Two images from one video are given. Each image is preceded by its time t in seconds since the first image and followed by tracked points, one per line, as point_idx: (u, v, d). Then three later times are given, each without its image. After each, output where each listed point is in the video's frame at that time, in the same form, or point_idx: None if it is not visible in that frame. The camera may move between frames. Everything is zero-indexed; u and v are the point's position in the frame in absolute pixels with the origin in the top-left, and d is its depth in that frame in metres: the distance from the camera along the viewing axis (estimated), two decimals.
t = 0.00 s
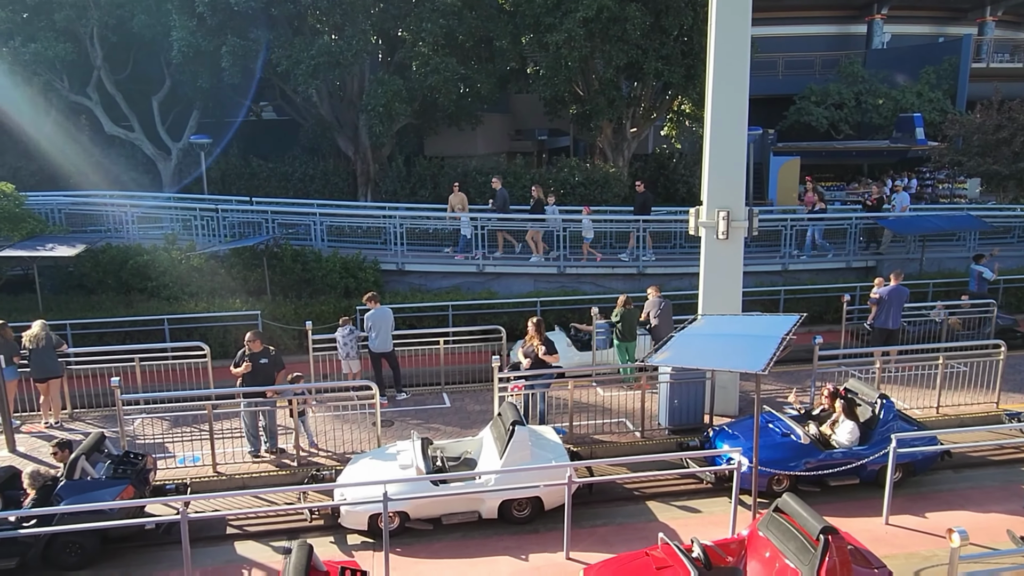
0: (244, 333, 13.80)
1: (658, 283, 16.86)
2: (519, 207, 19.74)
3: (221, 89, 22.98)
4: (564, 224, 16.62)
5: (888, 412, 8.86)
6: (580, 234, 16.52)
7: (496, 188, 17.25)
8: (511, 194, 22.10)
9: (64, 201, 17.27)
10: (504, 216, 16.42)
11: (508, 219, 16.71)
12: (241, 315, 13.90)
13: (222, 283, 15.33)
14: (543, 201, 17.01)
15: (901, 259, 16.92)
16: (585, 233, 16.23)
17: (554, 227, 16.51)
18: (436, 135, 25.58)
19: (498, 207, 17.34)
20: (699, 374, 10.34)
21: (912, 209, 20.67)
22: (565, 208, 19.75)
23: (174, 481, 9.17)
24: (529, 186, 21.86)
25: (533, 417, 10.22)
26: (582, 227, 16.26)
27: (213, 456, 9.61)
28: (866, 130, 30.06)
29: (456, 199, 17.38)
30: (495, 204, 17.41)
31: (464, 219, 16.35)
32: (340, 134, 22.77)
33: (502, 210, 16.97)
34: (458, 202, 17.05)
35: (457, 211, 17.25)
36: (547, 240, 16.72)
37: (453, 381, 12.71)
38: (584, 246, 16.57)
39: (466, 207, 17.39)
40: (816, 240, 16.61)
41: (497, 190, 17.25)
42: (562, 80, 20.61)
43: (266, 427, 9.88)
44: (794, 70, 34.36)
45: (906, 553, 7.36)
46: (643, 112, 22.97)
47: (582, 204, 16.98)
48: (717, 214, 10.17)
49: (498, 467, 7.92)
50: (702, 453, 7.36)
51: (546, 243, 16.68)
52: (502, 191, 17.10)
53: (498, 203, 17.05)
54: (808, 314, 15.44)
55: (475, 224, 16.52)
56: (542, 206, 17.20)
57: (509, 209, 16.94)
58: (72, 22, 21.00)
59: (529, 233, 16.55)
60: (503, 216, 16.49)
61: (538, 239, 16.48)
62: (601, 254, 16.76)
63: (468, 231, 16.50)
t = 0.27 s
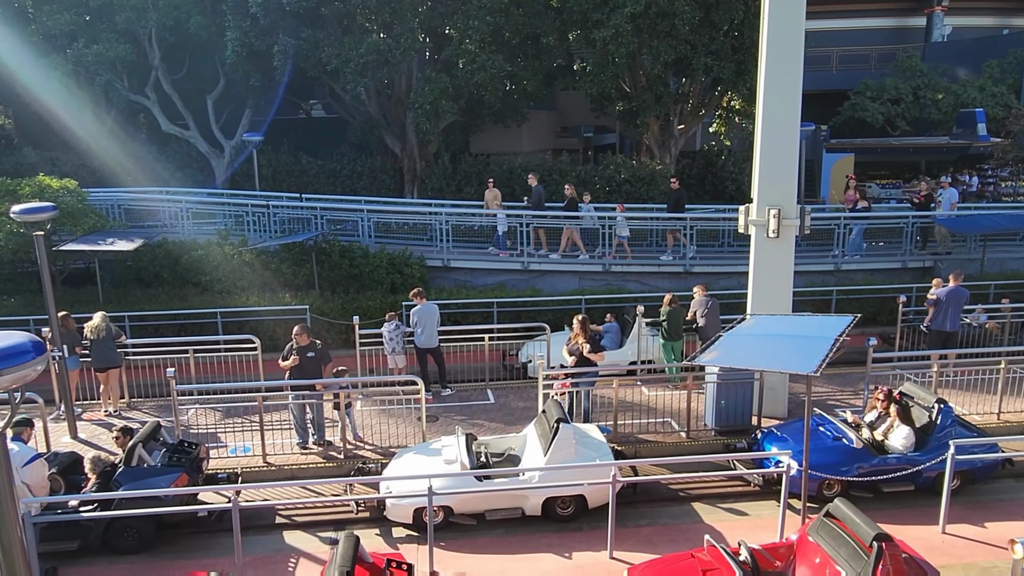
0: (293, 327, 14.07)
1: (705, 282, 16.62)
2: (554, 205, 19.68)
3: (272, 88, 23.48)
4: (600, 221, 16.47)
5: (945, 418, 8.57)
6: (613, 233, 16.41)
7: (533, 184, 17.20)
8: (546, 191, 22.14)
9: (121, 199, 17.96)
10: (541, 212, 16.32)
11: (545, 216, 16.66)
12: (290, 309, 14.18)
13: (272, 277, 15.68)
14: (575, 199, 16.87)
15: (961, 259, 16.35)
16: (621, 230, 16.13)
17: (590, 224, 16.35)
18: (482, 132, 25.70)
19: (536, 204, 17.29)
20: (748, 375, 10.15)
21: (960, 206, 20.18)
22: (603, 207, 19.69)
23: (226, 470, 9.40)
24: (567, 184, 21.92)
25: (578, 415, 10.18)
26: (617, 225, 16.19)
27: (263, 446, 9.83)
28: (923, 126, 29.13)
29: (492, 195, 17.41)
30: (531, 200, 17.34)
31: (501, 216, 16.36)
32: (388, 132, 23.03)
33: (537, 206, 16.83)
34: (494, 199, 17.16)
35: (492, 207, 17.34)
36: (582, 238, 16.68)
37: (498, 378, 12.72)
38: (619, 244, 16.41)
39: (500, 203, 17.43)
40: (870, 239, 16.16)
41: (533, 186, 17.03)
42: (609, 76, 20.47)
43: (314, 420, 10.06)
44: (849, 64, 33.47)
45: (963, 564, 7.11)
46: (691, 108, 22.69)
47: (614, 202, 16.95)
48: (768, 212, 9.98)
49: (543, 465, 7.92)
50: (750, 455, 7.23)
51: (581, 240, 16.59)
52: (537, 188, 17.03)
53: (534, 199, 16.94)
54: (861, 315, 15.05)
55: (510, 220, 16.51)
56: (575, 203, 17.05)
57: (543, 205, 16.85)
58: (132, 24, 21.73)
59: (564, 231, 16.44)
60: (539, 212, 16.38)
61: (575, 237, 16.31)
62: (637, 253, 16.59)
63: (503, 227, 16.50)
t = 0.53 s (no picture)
0: (339, 317, 14.30)
1: (751, 279, 16.34)
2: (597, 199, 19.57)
3: (321, 81, 23.83)
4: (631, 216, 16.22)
5: (1003, 425, 8.27)
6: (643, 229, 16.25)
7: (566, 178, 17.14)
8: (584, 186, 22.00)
9: (176, 186, 18.11)
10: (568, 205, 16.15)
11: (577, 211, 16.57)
12: (335, 299, 14.41)
13: (318, 267, 15.96)
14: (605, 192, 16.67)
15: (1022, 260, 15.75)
16: (651, 226, 15.99)
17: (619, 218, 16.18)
18: (527, 126, 25.71)
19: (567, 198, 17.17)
20: (795, 375, 9.93)
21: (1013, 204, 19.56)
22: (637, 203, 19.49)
23: (272, 456, 9.60)
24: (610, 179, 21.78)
25: (619, 411, 10.11)
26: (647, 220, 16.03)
27: (308, 433, 10.01)
28: (985, 122, 28.08)
29: (525, 188, 17.47)
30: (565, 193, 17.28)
31: (533, 210, 16.40)
32: (433, 125, 23.18)
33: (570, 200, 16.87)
34: (529, 193, 17.32)
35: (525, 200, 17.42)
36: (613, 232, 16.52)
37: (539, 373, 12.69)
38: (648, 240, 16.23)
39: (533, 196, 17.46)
40: (926, 238, 15.68)
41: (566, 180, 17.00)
42: (657, 70, 20.24)
43: (357, 408, 10.19)
44: (906, 57, 32.45)
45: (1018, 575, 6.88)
46: (740, 103, 22.32)
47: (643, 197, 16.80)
48: (819, 209, 9.75)
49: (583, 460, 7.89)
50: (796, 456, 7.08)
51: (609, 235, 16.36)
52: (570, 182, 16.88)
53: (566, 194, 16.93)
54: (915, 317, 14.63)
55: (543, 214, 16.45)
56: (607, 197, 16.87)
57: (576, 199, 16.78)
58: (187, 18, 22.28)
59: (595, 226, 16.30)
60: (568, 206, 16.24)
61: (604, 231, 16.19)
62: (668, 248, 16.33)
63: (537, 220, 16.42)
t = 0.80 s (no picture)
0: (377, 309, 14.46)
1: (793, 279, 16.05)
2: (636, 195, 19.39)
3: (363, 76, 24.07)
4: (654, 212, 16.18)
5: None
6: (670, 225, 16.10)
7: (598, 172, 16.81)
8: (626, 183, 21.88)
9: (221, 178, 18.37)
10: (592, 203, 16.19)
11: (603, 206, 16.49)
12: (374, 292, 14.57)
13: (358, 260, 16.18)
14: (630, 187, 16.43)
15: None
16: (677, 222, 15.79)
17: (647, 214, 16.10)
18: (567, 121, 25.64)
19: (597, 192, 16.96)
20: (838, 377, 9.74)
21: None
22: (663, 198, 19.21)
23: (311, 445, 9.74)
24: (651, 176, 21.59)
25: (656, 410, 10.03)
26: (675, 217, 15.85)
27: (346, 424, 10.15)
28: None
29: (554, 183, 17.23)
30: (595, 187, 17.06)
31: (564, 206, 16.36)
32: (473, 120, 23.23)
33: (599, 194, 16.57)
34: (558, 187, 16.96)
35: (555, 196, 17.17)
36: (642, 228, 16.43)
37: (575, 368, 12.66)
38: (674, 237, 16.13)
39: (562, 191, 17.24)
40: (977, 239, 15.22)
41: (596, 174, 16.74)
42: (700, 65, 19.99)
43: (394, 400, 10.30)
44: (959, 53, 31.51)
45: None
46: (785, 99, 21.94)
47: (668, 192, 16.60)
48: (867, 208, 9.52)
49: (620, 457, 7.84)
50: (839, 459, 6.92)
51: (639, 232, 16.35)
52: (600, 175, 16.57)
53: (596, 187, 16.61)
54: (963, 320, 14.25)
55: (572, 210, 16.43)
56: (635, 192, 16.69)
57: (606, 194, 16.36)
58: (234, 13, 22.72)
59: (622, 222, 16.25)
60: (596, 202, 16.23)
61: (634, 228, 16.13)
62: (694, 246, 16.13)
63: (565, 216, 16.50)
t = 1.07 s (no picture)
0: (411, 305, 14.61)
1: (832, 279, 15.76)
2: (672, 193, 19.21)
3: (400, 73, 24.27)
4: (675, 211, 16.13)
5: None
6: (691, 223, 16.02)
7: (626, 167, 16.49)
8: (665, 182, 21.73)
9: (261, 173, 18.65)
10: (627, 199, 16.09)
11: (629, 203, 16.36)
12: (409, 287, 14.70)
13: (393, 255, 16.34)
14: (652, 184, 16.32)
15: None
16: (698, 220, 15.73)
17: (667, 211, 16.05)
18: (603, 118, 25.52)
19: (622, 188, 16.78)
20: (878, 381, 9.54)
21: None
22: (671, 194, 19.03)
23: (345, 437, 9.86)
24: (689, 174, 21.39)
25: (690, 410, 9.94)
26: (696, 214, 15.76)
27: (380, 417, 10.26)
28: None
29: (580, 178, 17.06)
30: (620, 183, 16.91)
31: (588, 203, 16.29)
32: (508, 117, 23.24)
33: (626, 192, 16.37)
34: (582, 183, 16.59)
35: (580, 191, 16.96)
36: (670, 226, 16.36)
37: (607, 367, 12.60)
38: (693, 234, 16.09)
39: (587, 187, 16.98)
40: None
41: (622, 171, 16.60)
42: (740, 61, 19.74)
43: (428, 395, 10.39)
44: (1010, 49, 30.56)
45: None
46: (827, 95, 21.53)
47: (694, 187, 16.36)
48: (911, 208, 9.29)
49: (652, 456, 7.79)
50: (878, 465, 6.77)
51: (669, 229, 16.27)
52: (628, 174, 16.32)
53: (622, 186, 16.35)
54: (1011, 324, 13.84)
55: (596, 207, 16.35)
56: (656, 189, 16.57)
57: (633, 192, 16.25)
58: (275, 10, 23.07)
59: (641, 219, 16.18)
60: (623, 199, 16.14)
61: (652, 225, 16.11)
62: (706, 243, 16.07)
63: (589, 213, 16.44)
